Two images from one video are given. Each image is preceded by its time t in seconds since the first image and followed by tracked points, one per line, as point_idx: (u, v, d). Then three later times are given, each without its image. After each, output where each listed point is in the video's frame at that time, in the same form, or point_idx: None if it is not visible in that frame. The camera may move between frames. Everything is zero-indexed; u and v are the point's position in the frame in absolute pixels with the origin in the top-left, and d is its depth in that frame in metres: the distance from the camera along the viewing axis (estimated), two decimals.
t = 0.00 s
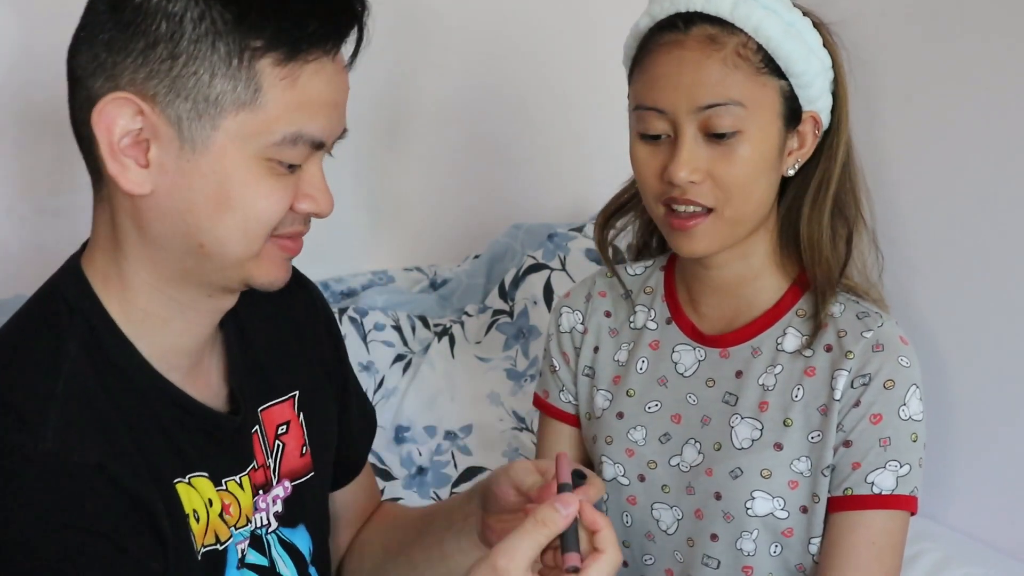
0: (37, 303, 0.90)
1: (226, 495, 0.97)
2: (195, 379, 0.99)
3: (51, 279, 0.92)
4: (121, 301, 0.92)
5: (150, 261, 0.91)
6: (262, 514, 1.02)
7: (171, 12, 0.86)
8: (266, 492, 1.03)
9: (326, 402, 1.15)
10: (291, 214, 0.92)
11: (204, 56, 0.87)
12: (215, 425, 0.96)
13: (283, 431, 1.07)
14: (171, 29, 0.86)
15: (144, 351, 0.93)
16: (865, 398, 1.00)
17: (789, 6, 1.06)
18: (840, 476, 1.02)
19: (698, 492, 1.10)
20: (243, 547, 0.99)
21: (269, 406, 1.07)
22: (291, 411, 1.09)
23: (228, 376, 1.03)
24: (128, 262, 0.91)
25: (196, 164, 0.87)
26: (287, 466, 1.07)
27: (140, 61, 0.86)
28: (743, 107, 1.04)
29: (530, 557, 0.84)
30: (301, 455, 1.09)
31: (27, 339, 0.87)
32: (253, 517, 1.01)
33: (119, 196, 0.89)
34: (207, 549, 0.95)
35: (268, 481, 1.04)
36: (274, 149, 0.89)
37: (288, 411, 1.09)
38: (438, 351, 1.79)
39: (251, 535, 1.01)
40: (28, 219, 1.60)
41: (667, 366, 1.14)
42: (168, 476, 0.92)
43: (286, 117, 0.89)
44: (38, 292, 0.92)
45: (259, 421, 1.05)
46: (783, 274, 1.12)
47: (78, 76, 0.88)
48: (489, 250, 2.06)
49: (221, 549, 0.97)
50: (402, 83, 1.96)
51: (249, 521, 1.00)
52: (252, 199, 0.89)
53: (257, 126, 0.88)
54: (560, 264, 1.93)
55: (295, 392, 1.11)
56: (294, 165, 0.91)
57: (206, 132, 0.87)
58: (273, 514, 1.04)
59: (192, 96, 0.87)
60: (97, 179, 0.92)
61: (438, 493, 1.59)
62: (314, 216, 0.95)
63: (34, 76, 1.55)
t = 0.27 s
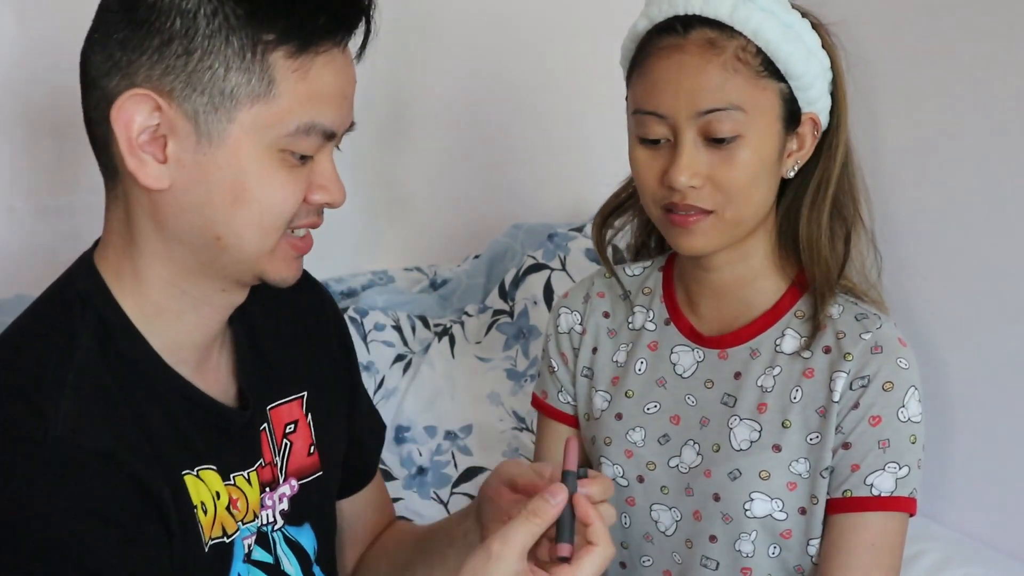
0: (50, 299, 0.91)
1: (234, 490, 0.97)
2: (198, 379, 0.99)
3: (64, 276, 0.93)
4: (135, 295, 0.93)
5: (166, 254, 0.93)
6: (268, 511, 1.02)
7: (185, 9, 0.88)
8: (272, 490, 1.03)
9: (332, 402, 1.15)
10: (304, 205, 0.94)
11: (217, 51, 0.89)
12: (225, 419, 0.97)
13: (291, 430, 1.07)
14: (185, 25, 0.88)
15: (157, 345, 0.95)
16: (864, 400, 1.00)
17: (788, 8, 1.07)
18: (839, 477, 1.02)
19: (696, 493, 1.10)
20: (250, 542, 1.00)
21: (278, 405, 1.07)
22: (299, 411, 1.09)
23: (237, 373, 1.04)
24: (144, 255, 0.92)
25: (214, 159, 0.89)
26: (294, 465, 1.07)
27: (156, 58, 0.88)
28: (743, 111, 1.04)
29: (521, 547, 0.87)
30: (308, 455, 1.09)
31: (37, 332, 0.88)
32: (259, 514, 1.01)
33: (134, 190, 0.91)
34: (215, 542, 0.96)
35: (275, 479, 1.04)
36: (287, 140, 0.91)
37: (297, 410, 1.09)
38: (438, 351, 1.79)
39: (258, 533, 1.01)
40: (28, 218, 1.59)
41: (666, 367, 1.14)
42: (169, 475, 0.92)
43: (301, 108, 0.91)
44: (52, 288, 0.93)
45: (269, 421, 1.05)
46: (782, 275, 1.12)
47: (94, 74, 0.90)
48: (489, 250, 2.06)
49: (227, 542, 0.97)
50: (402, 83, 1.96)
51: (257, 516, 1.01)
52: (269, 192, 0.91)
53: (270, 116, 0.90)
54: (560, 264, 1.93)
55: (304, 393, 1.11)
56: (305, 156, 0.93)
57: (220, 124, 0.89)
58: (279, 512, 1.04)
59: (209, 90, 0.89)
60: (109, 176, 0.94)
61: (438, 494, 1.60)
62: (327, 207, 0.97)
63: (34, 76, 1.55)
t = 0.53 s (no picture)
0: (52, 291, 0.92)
1: (236, 485, 0.98)
2: (201, 376, 0.99)
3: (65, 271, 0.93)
4: (139, 292, 0.93)
5: (175, 250, 0.93)
6: (270, 509, 1.03)
7: (202, 6, 0.89)
8: (274, 487, 1.03)
9: (331, 401, 1.15)
10: (315, 201, 0.95)
11: (232, 47, 0.90)
12: (227, 416, 0.97)
13: (292, 427, 1.08)
14: (201, 22, 0.89)
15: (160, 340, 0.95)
16: (862, 398, 1.00)
17: (793, 9, 1.07)
18: (838, 476, 1.02)
19: (696, 492, 1.10)
20: (253, 537, 1.00)
21: (279, 403, 1.07)
22: (299, 409, 1.09)
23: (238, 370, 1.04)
24: (151, 252, 0.92)
25: (229, 154, 0.90)
26: (295, 462, 1.07)
27: (171, 55, 0.89)
28: (743, 113, 1.04)
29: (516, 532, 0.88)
30: (310, 453, 1.09)
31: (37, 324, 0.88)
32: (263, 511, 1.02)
33: (146, 185, 0.91)
34: (218, 535, 0.96)
35: (277, 476, 1.04)
36: (300, 136, 0.92)
37: (297, 408, 1.09)
38: (438, 351, 1.79)
39: (260, 530, 1.01)
40: (30, 216, 1.59)
41: (665, 366, 1.14)
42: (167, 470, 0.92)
43: (316, 104, 0.92)
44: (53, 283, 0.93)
45: (271, 416, 1.05)
46: (781, 274, 1.12)
47: (108, 71, 0.91)
48: (489, 250, 2.06)
49: (231, 535, 0.97)
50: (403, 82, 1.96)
51: (259, 512, 1.01)
52: (281, 189, 0.92)
53: (285, 112, 0.91)
54: (560, 264, 1.93)
55: (306, 390, 1.11)
56: (317, 152, 0.94)
57: (236, 120, 0.90)
58: (280, 509, 1.04)
59: (225, 86, 0.89)
60: (119, 172, 0.94)
61: (438, 494, 1.60)
62: (336, 203, 0.97)
63: (36, 75, 1.55)
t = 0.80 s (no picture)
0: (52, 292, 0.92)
1: (237, 488, 0.98)
2: (202, 379, 0.99)
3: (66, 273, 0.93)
4: (140, 293, 0.93)
5: (175, 251, 0.93)
6: (271, 510, 1.03)
7: (205, 5, 0.89)
8: (275, 488, 1.03)
9: (333, 401, 1.15)
10: (320, 199, 0.96)
11: (236, 45, 0.90)
12: (228, 420, 0.98)
13: (292, 429, 1.08)
14: (204, 20, 0.89)
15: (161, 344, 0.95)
16: (864, 400, 1.00)
17: (796, 11, 1.07)
18: (839, 477, 1.02)
19: (697, 492, 1.10)
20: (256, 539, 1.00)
21: (279, 404, 1.07)
22: (299, 410, 1.09)
23: (239, 371, 1.04)
24: (151, 253, 0.92)
25: (234, 154, 0.90)
26: (296, 463, 1.07)
27: (174, 53, 0.89)
28: (747, 117, 1.04)
29: (501, 526, 0.90)
30: (310, 454, 1.09)
31: (39, 327, 0.88)
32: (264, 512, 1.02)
33: (148, 184, 0.91)
34: (221, 539, 0.96)
35: (278, 478, 1.04)
36: (303, 134, 0.93)
37: (298, 409, 1.09)
38: (438, 351, 1.79)
39: (262, 532, 1.01)
40: (30, 217, 1.59)
41: (667, 366, 1.14)
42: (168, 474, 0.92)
43: (320, 104, 0.93)
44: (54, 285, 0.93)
45: (272, 417, 1.05)
46: (783, 275, 1.12)
47: (108, 71, 0.90)
48: (489, 250, 2.06)
49: (233, 540, 0.98)
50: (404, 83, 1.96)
51: (260, 514, 1.01)
52: (285, 188, 0.92)
53: (288, 110, 0.91)
54: (560, 264, 1.93)
55: (306, 391, 1.11)
56: (319, 151, 0.95)
57: (242, 120, 0.90)
58: (281, 510, 1.04)
59: (228, 84, 0.89)
60: (118, 172, 0.94)
61: (438, 494, 1.62)
62: (338, 202, 0.98)
63: (37, 75, 1.55)
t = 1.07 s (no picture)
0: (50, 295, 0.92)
1: (236, 491, 0.98)
2: (201, 382, 0.99)
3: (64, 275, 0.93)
4: (138, 297, 0.93)
5: (175, 254, 0.93)
6: (270, 512, 1.03)
7: (202, 5, 0.89)
8: (274, 490, 1.03)
9: (332, 402, 1.15)
10: (320, 200, 0.95)
11: (234, 47, 0.90)
12: (226, 423, 0.97)
13: (291, 430, 1.08)
14: (201, 22, 0.89)
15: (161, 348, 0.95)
16: (865, 401, 1.00)
17: (796, 10, 1.06)
18: (841, 479, 1.02)
19: (698, 493, 1.10)
20: (253, 542, 1.00)
21: (278, 405, 1.07)
22: (299, 411, 1.09)
23: (238, 373, 1.04)
24: (151, 257, 0.92)
25: (235, 155, 0.90)
26: (295, 465, 1.07)
27: (172, 56, 0.89)
28: (747, 115, 1.04)
29: (501, 528, 0.90)
30: (309, 455, 1.09)
31: (37, 331, 0.88)
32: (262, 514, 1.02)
33: (147, 188, 0.91)
34: (218, 543, 0.96)
35: (276, 480, 1.04)
36: (303, 134, 0.92)
37: (297, 410, 1.09)
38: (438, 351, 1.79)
39: (260, 535, 1.01)
40: (30, 217, 1.59)
41: (669, 367, 1.14)
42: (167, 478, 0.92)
43: (319, 101, 0.92)
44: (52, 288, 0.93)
45: (271, 419, 1.05)
46: (785, 275, 1.12)
47: (105, 75, 0.90)
48: (489, 250, 2.06)
49: (230, 543, 0.98)
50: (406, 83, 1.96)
51: (259, 517, 1.01)
52: (285, 188, 0.92)
53: (288, 110, 0.91)
54: (561, 264, 1.93)
55: (304, 393, 1.11)
56: (319, 151, 0.95)
57: (241, 121, 0.90)
58: (280, 512, 1.04)
59: (227, 86, 0.89)
60: (116, 177, 0.94)
61: (438, 494, 1.63)
62: (339, 202, 0.98)
63: (37, 76, 1.55)
